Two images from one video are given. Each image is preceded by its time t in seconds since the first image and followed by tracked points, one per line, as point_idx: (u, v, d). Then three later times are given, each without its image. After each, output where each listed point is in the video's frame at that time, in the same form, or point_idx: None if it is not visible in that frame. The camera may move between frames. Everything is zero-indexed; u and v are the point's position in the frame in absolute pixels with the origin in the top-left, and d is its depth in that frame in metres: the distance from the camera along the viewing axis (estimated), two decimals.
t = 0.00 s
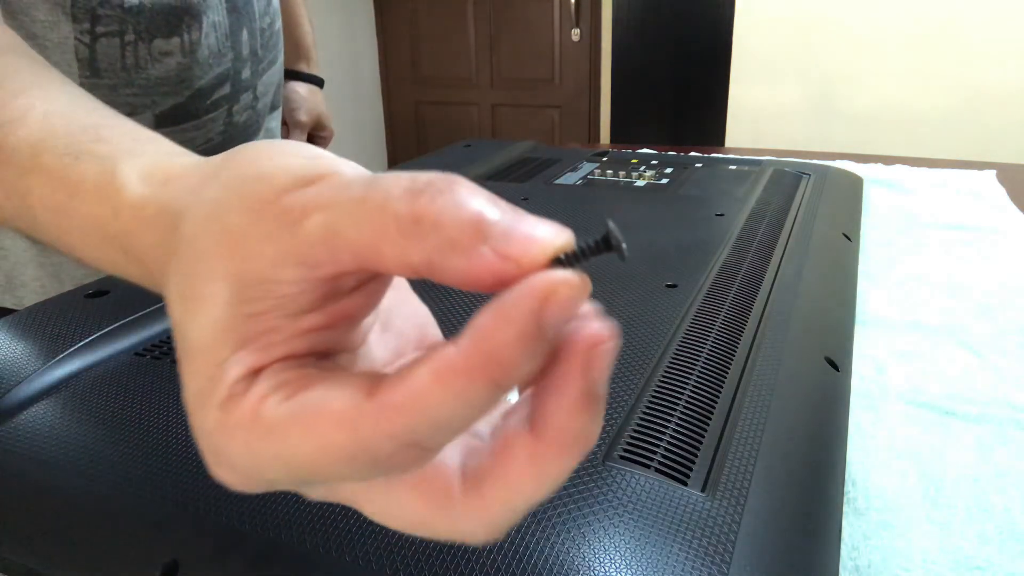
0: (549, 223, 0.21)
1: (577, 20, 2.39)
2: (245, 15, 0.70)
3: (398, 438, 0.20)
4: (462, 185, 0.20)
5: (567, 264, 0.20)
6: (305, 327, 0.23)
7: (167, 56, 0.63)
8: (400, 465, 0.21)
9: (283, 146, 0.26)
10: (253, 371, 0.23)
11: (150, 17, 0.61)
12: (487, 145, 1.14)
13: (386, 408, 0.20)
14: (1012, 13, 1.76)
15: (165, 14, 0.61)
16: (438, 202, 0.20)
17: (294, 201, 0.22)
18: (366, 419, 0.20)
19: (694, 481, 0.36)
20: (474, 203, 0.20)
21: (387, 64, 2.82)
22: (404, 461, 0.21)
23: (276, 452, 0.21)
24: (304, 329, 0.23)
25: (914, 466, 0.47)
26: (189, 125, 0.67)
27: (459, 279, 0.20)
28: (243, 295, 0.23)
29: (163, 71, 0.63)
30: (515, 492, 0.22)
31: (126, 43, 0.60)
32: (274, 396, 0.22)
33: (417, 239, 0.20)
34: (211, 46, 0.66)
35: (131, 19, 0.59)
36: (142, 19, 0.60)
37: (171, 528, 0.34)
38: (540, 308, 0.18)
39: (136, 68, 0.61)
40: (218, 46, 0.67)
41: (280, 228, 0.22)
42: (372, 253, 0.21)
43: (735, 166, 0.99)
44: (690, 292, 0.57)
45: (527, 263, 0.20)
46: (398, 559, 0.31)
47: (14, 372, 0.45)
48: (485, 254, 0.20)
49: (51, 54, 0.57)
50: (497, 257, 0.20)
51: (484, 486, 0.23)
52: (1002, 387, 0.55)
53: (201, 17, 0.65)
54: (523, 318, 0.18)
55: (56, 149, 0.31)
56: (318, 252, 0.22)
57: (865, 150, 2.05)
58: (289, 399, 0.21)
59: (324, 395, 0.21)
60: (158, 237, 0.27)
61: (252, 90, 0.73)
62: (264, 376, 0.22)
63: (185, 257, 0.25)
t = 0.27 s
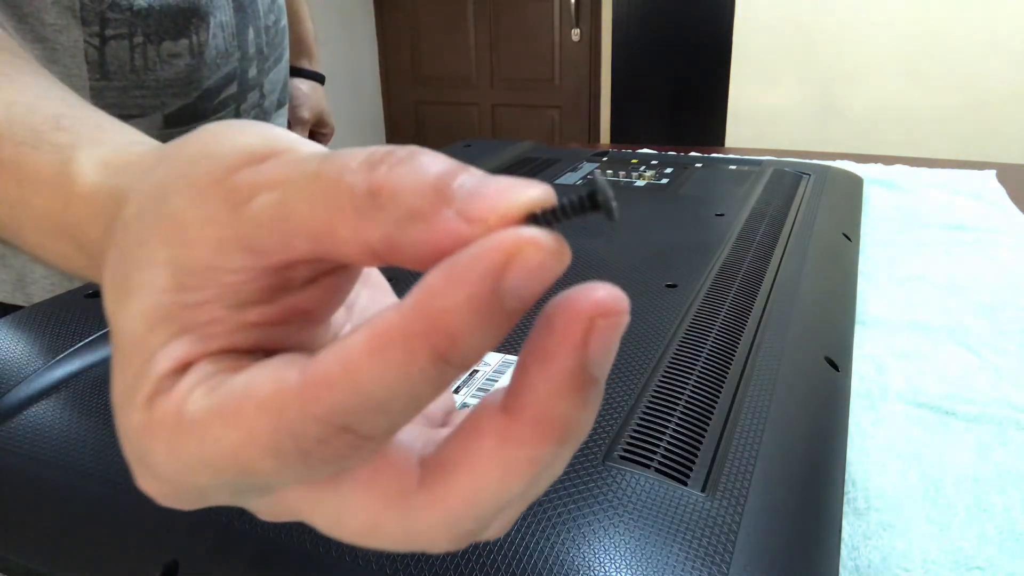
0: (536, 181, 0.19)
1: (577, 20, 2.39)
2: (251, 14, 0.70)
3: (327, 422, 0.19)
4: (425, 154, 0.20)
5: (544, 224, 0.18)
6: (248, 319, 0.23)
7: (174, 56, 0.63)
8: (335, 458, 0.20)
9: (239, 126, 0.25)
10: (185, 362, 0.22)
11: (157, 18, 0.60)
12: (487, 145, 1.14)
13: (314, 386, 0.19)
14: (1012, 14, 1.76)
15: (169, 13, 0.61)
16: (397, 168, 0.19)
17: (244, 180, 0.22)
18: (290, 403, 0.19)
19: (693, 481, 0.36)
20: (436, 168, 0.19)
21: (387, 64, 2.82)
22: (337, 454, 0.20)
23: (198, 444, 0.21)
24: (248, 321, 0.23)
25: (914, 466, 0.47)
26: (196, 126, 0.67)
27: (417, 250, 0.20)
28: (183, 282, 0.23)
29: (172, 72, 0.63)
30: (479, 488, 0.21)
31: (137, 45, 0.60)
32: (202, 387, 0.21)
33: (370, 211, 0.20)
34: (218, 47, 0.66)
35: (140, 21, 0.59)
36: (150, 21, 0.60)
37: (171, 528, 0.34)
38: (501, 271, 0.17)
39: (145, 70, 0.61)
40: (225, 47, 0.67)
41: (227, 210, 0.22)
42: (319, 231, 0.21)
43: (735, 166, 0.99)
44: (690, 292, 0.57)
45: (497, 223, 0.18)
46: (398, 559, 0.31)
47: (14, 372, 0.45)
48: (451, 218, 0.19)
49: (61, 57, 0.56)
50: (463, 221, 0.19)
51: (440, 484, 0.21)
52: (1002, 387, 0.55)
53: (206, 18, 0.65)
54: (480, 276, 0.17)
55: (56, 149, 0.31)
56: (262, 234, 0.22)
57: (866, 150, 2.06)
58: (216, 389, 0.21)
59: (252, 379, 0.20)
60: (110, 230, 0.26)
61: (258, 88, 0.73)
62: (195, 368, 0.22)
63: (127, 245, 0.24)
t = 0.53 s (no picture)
0: (524, 169, 0.19)
1: (577, 20, 2.39)
2: (252, 14, 0.70)
3: (310, 410, 0.19)
4: (414, 148, 0.20)
5: (534, 212, 0.18)
6: (239, 314, 0.23)
7: (173, 56, 0.63)
8: (319, 447, 0.20)
9: (232, 119, 0.25)
10: (173, 354, 0.22)
11: (158, 17, 0.60)
12: (487, 145, 1.14)
13: (299, 375, 0.19)
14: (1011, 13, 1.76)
15: (170, 11, 0.61)
16: (386, 163, 0.20)
17: (233, 174, 0.22)
18: (279, 395, 0.19)
19: (694, 481, 0.36)
20: (426, 161, 0.20)
21: (387, 64, 2.81)
22: (321, 444, 0.20)
23: (183, 436, 0.21)
24: (238, 316, 0.23)
25: (915, 466, 0.47)
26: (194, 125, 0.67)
27: (406, 244, 0.20)
28: (172, 276, 0.23)
29: (170, 72, 0.63)
30: (465, 488, 0.21)
31: (135, 45, 0.60)
32: (190, 377, 0.21)
33: (359, 206, 0.20)
34: (217, 47, 0.66)
35: (138, 20, 0.59)
36: (149, 20, 0.60)
37: (171, 528, 0.34)
38: (490, 260, 0.17)
39: (145, 69, 0.61)
40: (225, 46, 0.67)
41: (216, 206, 0.22)
42: (307, 226, 0.21)
43: (735, 166, 0.99)
44: (690, 292, 0.57)
45: (486, 212, 0.18)
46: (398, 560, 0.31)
47: (14, 372, 0.45)
48: (441, 211, 0.19)
49: (59, 56, 0.55)
50: (451, 212, 0.19)
51: (425, 485, 0.21)
52: (1002, 387, 0.55)
53: (207, 17, 0.64)
54: (469, 272, 0.17)
55: (57, 149, 0.31)
56: (251, 229, 0.22)
57: (867, 150, 2.05)
58: (204, 380, 0.21)
59: (238, 369, 0.20)
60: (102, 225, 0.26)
61: (259, 87, 0.74)
62: (183, 359, 0.22)
63: (116, 237, 0.24)
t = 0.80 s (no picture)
0: (518, 167, 0.19)
1: (577, 20, 2.39)
2: (250, 13, 0.70)
3: (307, 399, 0.19)
4: (410, 153, 0.20)
5: (528, 210, 0.18)
6: (235, 312, 0.23)
7: (169, 56, 0.62)
8: (315, 436, 0.20)
9: (230, 121, 0.25)
10: (167, 350, 0.22)
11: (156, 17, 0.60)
12: (487, 145, 1.14)
13: (296, 365, 0.19)
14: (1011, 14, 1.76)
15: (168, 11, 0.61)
16: (383, 167, 0.20)
17: (231, 177, 0.22)
18: (279, 397, 0.19)
19: (693, 481, 0.36)
20: (422, 164, 0.20)
21: (387, 64, 2.81)
22: (316, 433, 0.20)
23: (177, 430, 0.21)
24: (235, 315, 0.23)
25: (914, 466, 0.47)
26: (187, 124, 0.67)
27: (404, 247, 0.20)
28: (171, 274, 0.23)
29: (166, 71, 0.63)
30: (431, 496, 0.20)
31: (131, 44, 0.59)
32: (188, 369, 0.22)
33: (358, 210, 0.20)
34: (213, 47, 0.66)
35: (134, 20, 0.59)
36: (147, 20, 0.59)
37: (171, 528, 0.34)
38: (486, 259, 0.17)
39: (140, 69, 0.61)
40: (222, 45, 0.67)
41: (215, 206, 0.22)
42: (307, 228, 0.21)
43: (734, 166, 0.99)
44: (690, 292, 0.57)
45: (480, 210, 0.18)
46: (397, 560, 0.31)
47: (13, 373, 0.45)
48: (436, 211, 0.19)
49: (56, 56, 0.55)
50: (447, 212, 0.19)
51: (395, 494, 0.21)
52: (1001, 387, 0.55)
53: (205, 17, 0.64)
54: (464, 269, 0.17)
55: (55, 147, 0.31)
56: (249, 230, 0.22)
57: (867, 150, 2.05)
58: (200, 372, 0.21)
59: (233, 361, 0.20)
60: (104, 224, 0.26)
61: (255, 88, 0.74)
62: (179, 354, 0.22)
63: (112, 233, 0.24)
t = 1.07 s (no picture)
0: (525, 177, 0.19)
1: (577, 20, 2.39)
2: (250, 15, 0.70)
3: (316, 401, 0.19)
4: (418, 161, 0.20)
5: (535, 219, 0.18)
6: (243, 317, 0.23)
7: (168, 57, 0.62)
8: (323, 439, 0.20)
9: (237, 125, 0.25)
10: (176, 355, 0.22)
11: (154, 18, 0.60)
12: (487, 145, 1.14)
13: (305, 369, 0.19)
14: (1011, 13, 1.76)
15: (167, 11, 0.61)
16: (391, 176, 0.20)
17: (239, 182, 0.22)
18: (289, 403, 0.19)
19: (693, 482, 0.36)
20: (430, 173, 0.20)
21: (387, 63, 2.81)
22: (324, 436, 0.20)
23: (186, 431, 0.21)
24: (242, 319, 0.23)
25: (915, 466, 0.47)
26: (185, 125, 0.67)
27: (411, 256, 0.20)
28: (180, 278, 0.23)
29: (165, 71, 0.63)
30: (433, 496, 0.20)
31: (131, 44, 0.59)
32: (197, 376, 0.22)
33: (365, 217, 0.20)
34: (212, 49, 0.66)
35: (134, 20, 0.58)
36: (145, 20, 0.59)
37: (172, 529, 0.34)
38: (494, 266, 0.17)
39: (139, 70, 0.61)
40: (221, 46, 0.67)
41: (223, 210, 0.22)
42: (314, 234, 0.21)
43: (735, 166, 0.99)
44: (690, 292, 0.57)
45: (488, 218, 0.18)
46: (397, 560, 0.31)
47: (13, 373, 0.45)
48: (443, 218, 0.19)
49: (56, 56, 0.55)
50: (454, 220, 0.19)
51: (398, 496, 0.21)
52: (1001, 387, 0.55)
53: (204, 17, 0.64)
54: (471, 274, 0.17)
55: (59, 150, 0.31)
56: (256, 235, 0.22)
57: (867, 149, 2.05)
58: (210, 375, 0.21)
59: (243, 364, 0.20)
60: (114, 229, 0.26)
61: (254, 88, 0.74)
62: (187, 358, 0.22)
63: (121, 237, 0.25)
